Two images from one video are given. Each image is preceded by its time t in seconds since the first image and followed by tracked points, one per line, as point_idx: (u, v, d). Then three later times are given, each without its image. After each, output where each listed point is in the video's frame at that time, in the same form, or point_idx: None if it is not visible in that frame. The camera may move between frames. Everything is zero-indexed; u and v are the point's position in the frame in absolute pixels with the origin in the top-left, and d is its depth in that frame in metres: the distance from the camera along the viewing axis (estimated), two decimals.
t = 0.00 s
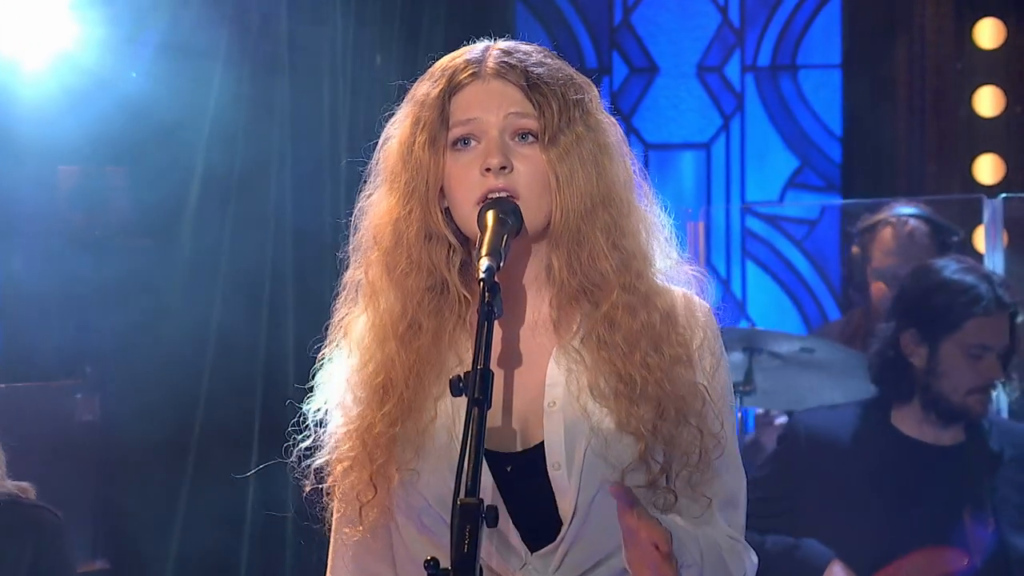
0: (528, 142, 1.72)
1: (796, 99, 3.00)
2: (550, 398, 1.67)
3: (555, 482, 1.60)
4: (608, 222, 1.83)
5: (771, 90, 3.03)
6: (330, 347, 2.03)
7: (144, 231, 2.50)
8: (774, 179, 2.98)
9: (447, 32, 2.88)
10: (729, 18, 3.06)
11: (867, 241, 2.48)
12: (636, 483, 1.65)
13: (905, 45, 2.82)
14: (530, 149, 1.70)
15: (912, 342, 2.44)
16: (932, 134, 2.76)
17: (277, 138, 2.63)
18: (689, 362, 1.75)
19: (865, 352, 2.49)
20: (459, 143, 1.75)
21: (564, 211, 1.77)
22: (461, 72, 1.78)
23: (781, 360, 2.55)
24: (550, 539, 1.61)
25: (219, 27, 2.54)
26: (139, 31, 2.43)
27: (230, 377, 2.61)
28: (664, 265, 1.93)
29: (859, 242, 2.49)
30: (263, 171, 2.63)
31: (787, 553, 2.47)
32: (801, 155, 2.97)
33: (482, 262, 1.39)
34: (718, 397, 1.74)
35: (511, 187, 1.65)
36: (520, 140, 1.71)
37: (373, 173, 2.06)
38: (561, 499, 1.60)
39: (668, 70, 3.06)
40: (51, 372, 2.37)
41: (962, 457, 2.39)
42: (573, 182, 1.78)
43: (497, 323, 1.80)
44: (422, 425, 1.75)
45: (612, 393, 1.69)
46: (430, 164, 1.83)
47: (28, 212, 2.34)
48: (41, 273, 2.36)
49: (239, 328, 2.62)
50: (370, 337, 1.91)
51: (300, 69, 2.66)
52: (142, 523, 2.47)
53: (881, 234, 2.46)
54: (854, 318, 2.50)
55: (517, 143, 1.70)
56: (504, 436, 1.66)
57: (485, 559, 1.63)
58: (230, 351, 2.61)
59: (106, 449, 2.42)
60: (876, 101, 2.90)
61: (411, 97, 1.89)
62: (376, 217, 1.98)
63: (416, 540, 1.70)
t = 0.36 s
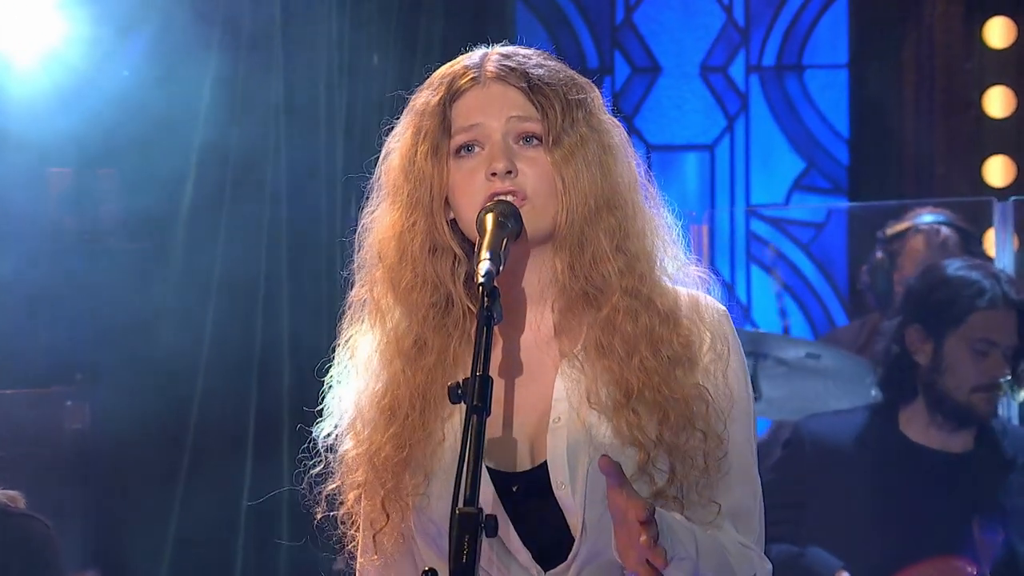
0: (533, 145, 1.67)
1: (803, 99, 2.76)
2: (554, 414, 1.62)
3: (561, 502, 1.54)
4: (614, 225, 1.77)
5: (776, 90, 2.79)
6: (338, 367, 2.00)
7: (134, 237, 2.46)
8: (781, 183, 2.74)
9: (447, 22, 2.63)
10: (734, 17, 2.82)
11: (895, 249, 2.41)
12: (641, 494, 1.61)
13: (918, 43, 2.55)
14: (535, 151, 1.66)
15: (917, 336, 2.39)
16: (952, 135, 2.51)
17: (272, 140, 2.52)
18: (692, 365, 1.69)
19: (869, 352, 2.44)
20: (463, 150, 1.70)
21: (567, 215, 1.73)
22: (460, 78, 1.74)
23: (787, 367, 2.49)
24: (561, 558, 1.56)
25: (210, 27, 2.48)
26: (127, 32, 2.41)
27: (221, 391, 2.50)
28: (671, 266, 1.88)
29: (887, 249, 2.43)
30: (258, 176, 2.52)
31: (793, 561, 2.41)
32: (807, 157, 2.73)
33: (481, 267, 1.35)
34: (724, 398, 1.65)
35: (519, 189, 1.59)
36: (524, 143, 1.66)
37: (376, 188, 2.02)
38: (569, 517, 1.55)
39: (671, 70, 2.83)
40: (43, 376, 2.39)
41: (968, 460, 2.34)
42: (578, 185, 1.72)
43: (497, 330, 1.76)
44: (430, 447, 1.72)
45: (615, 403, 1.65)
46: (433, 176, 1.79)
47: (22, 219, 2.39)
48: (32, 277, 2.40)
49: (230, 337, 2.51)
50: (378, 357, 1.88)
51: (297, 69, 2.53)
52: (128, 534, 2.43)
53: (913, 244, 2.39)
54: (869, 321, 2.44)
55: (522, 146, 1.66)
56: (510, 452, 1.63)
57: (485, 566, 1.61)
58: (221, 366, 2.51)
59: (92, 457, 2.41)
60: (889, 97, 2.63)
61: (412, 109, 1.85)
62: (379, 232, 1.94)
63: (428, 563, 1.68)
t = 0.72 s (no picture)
0: (533, 139, 1.63)
1: (808, 96, 2.62)
2: (553, 419, 1.57)
3: (555, 508, 1.49)
4: (615, 223, 1.72)
5: (782, 89, 2.64)
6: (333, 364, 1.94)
7: (125, 237, 2.41)
8: (785, 183, 2.60)
9: (443, 22, 2.53)
10: (738, 12, 2.67)
11: (918, 241, 2.32)
12: (635, 504, 1.53)
13: (927, 41, 2.45)
14: (536, 146, 1.62)
15: (930, 346, 2.32)
16: (962, 134, 2.42)
17: (264, 138, 2.45)
18: (692, 371, 1.63)
19: (879, 357, 2.37)
20: (463, 143, 1.65)
21: (569, 214, 1.66)
22: (463, 70, 1.71)
23: (792, 370, 2.42)
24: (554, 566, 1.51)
25: (201, 24, 2.41)
26: (113, 33, 2.37)
27: (212, 398, 2.43)
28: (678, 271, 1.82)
29: (907, 240, 2.34)
30: (250, 175, 2.46)
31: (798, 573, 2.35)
32: (814, 156, 2.60)
33: (479, 268, 1.30)
34: (725, 405, 1.59)
35: (515, 186, 1.56)
36: (524, 138, 1.62)
37: (377, 185, 1.98)
38: (563, 524, 1.49)
39: (674, 68, 2.69)
40: (29, 382, 2.36)
41: (978, 472, 2.27)
42: (579, 181, 1.67)
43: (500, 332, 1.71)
44: (424, 444, 1.66)
45: (611, 407, 1.59)
46: (431, 167, 1.76)
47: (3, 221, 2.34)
48: (13, 278, 2.35)
49: (221, 343, 2.45)
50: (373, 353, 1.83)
51: (290, 68, 2.47)
52: (113, 544, 2.38)
53: (927, 247, 2.32)
54: (879, 322, 2.38)
55: (523, 141, 1.62)
56: (510, 459, 1.57)
57: None
58: (211, 375, 2.44)
59: (79, 465, 2.37)
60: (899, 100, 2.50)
61: (415, 102, 1.82)
62: (378, 227, 1.90)
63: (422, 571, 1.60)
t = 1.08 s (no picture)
0: (531, 140, 1.58)
1: (813, 95, 2.52)
2: (548, 422, 1.51)
3: (548, 512, 1.44)
4: (615, 227, 1.67)
5: (786, 88, 2.54)
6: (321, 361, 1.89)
7: (115, 240, 2.35)
8: (789, 185, 2.51)
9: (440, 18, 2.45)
10: (742, 8, 2.57)
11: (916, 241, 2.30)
12: (632, 512, 1.48)
13: (935, 40, 2.36)
14: (534, 147, 1.57)
15: (935, 352, 2.27)
16: (972, 132, 2.33)
17: (257, 139, 2.40)
18: (694, 381, 1.58)
19: (885, 366, 2.32)
20: (459, 144, 1.61)
21: (567, 215, 1.62)
22: (460, 66, 1.65)
23: (796, 376, 2.37)
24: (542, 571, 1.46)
25: (192, 22, 2.36)
26: (101, 32, 2.31)
27: (204, 405, 2.38)
28: (678, 275, 1.77)
29: (910, 227, 2.31)
30: (242, 174, 2.40)
31: None
32: (818, 155, 2.50)
33: (477, 271, 1.25)
34: (726, 417, 1.55)
35: (513, 189, 1.51)
36: (522, 139, 1.57)
37: (372, 180, 1.92)
38: (555, 529, 1.45)
39: (677, 66, 2.59)
40: (18, 388, 2.32)
41: (987, 483, 2.21)
42: (578, 184, 1.62)
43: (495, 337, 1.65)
44: (412, 445, 1.60)
45: (609, 414, 1.54)
46: (426, 164, 1.71)
47: None
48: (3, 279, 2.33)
49: (212, 350, 2.39)
50: (362, 351, 1.77)
51: (284, 66, 2.41)
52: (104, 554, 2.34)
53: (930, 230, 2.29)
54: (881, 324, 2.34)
55: (519, 142, 1.57)
56: (504, 461, 1.52)
57: None
58: (203, 382, 2.39)
59: (69, 475, 2.32)
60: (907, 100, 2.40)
61: (411, 97, 1.76)
62: (372, 224, 1.84)
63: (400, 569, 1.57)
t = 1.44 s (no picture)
0: (528, 140, 1.55)
1: (817, 95, 2.46)
2: (544, 427, 1.46)
3: (542, 519, 1.40)
4: (614, 231, 1.63)
5: (791, 86, 2.48)
6: (308, 356, 1.84)
7: (106, 242, 2.32)
8: (792, 185, 2.46)
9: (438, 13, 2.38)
10: (745, 5, 2.51)
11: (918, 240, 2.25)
12: (629, 527, 1.44)
13: (942, 37, 2.31)
14: (530, 146, 1.54)
15: (943, 359, 2.23)
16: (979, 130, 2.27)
17: (250, 138, 2.35)
18: (696, 397, 1.53)
19: (890, 370, 2.27)
20: (454, 141, 1.57)
21: (565, 218, 1.58)
22: (460, 60, 1.62)
23: (801, 381, 2.32)
24: None
25: (182, 19, 2.31)
26: (91, 31, 2.28)
27: (195, 410, 2.34)
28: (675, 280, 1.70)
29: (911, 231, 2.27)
30: (232, 172, 2.36)
31: None
32: (822, 156, 2.44)
33: (474, 275, 1.21)
34: (726, 437, 1.51)
35: (509, 185, 1.48)
36: (519, 139, 1.54)
37: (365, 173, 1.88)
38: (547, 537, 1.40)
39: (678, 65, 2.53)
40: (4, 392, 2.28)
41: (997, 491, 2.17)
42: (575, 185, 1.58)
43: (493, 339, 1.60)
44: (400, 444, 1.56)
45: (608, 424, 1.48)
46: (421, 157, 1.67)
47: None
48: None
49: (204, 354, 2.35)
50: (350, 347, 1.71)
51: (277, 66, 2.37)
52: (94, 565, 2.29)
53: (932, 228, 2.24)
54: (886, 328, 2.28)
55: (516, 142, 1.53)
56: (497, 466, 1.47)
57: None
58: (193, 386, 2.34)
59: (61, 481, 2.28)
60: (916, 96, 2.34)
61: (409, 89, 1.73)
62: (364, 219, 1.80)
63: (377, 569, 1.52)
